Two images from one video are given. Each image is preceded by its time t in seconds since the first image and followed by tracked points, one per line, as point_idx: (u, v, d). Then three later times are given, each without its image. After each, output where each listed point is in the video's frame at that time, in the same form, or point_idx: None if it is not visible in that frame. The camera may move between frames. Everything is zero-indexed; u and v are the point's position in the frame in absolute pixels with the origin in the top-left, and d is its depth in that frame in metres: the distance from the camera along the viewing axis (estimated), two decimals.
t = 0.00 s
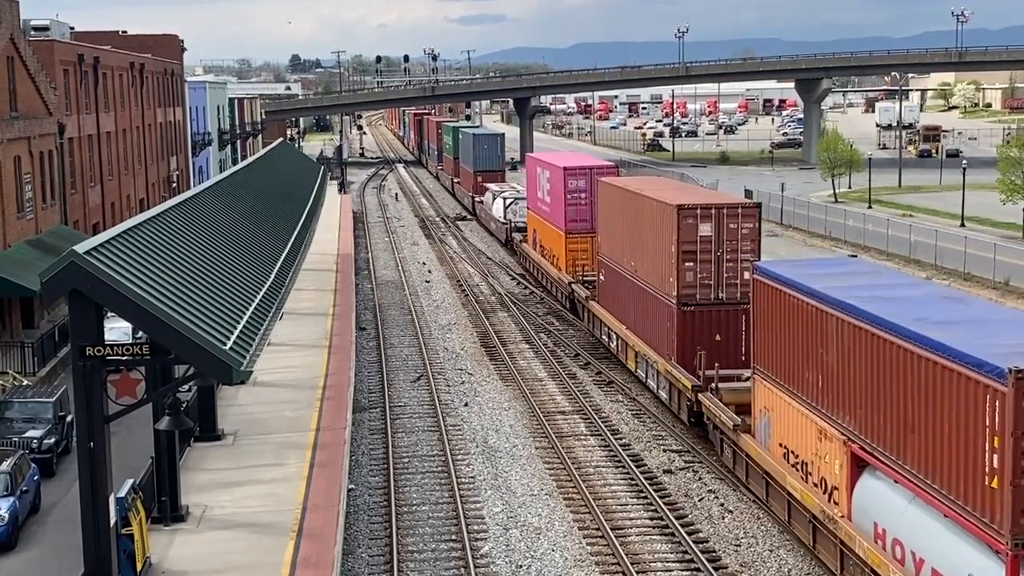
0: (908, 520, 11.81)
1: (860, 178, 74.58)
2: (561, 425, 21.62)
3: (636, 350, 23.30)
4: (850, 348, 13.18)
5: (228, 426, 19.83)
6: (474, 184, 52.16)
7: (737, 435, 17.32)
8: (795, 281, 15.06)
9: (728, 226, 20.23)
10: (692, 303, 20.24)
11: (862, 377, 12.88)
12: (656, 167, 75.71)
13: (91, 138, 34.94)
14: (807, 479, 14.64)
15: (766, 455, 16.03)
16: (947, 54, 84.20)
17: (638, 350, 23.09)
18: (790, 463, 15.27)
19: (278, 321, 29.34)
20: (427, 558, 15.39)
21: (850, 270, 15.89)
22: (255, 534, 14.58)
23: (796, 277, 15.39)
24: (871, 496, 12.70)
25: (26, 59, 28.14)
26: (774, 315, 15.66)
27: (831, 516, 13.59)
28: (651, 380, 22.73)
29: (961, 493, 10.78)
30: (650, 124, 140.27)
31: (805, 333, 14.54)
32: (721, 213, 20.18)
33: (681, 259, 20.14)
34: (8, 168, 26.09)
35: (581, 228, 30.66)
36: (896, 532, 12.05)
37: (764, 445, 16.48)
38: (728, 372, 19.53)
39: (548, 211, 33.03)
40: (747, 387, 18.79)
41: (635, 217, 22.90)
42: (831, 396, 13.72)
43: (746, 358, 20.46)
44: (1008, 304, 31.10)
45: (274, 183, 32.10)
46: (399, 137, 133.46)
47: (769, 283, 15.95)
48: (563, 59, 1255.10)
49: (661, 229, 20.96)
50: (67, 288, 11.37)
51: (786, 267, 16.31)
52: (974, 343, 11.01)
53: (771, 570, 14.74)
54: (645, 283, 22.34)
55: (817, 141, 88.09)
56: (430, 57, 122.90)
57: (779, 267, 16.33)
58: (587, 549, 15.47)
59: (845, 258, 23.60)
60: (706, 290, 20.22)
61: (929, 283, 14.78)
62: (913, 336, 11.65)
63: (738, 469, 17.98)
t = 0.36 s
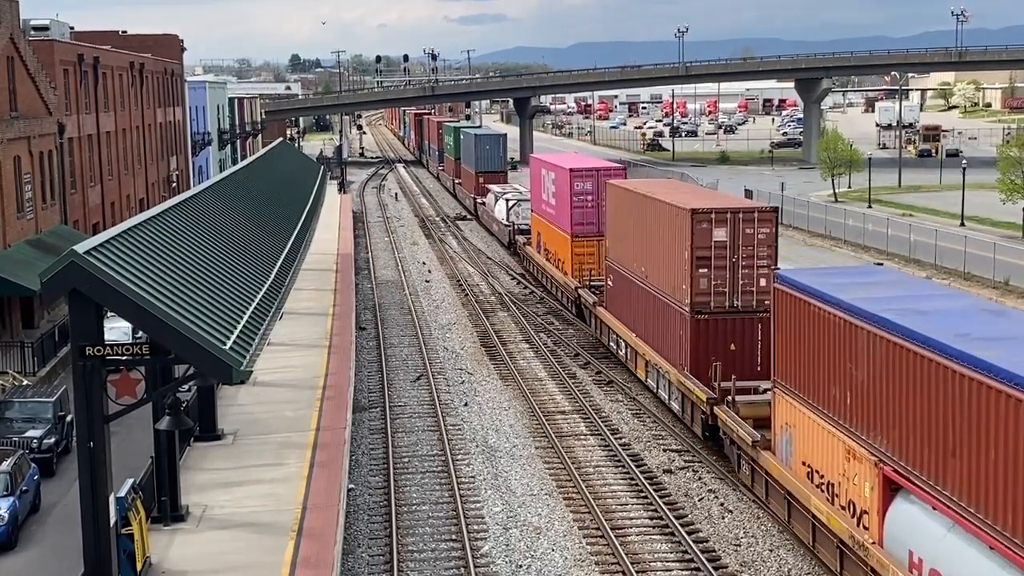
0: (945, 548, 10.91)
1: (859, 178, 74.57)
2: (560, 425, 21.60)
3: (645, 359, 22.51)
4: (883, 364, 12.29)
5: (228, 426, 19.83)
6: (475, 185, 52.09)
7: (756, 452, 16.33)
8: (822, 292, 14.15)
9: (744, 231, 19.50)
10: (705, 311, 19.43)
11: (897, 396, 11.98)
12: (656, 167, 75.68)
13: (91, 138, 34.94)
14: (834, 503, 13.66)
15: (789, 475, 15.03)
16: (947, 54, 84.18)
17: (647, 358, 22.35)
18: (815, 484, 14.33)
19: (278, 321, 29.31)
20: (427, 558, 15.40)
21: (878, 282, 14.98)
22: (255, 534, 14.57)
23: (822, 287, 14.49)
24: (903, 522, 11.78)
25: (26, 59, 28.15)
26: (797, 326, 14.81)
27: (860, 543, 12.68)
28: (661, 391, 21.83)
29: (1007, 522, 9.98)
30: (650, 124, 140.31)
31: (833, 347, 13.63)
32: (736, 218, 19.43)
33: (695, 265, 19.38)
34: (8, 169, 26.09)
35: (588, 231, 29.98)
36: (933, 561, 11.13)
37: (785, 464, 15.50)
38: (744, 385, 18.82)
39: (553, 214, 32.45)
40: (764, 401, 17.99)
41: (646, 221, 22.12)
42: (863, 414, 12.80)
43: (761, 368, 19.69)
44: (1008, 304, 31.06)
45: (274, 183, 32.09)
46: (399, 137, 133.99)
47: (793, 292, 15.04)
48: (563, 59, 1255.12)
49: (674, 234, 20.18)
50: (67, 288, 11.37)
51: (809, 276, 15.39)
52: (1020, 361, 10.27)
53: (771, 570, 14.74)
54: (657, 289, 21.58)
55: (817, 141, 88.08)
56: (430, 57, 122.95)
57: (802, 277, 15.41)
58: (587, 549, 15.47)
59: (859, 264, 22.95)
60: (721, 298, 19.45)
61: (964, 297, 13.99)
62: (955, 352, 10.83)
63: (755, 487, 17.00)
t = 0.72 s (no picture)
0: None
1: (859, 177, 74.50)
2: (560, 425, 21.57)
3: (655, 367, 21.73)
4: (917, 381, 11.41)
5: (228, 426, 19.81)
6: (477, 185, 51.95)
7: (776, 469, 15.35)
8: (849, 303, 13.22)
9: (760, 236, 18.82)
10: (719, 319, 18.70)
11: (933, 415, 11.12)
12: (656, 166, 75.63)
13: (91, 137, 34.94)
14: (862, 526, 12.74)
15: (812, 495, 14.10)
16: (947, 53, 84.13)
17: (657, 367, 21.58)
18: (841, 505, 13.39)
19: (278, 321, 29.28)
20: (427, 557, 15.40)
21: (908, 293, 14.04)
22: (256, 533, 14.56)
23: (847, 297, 13.63)
24: (937, 550, 10.89)
25: (26, 58, 28.15)
26: (820, 338, 13.92)
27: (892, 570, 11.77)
28: (672, 401, 20.94)
29: None
30: (650, 123, 140.35)
31: (861, 360, 12.72)
32: (752, 222, 18.72)
33: (709, 272, 18.62)
34: (8, 168, 26.08)
35: (593, 235, 29.12)
36: None
37: (808, 482, 14.55)
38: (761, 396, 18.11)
39: (558, 217, 31.61)
40: (784, 412, 17.08)
41: (656, 225, 21.37)
42: (895, 434, 11.90)
43: (778, 378, 19.04)
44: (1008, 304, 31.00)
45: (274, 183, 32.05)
46: (399, 136, 133.98)
47: (817, 302, 14.11)
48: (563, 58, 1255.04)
49: (687, 238, 19.43)
50: (67, 287, 11.37)
51: (835, 286, 14.45)
52: None
53: (771, 569, 14.73)
54: (668, 295, 20.83)
55: (817, 140, 88.01)
56: (430, 57, 122.86)
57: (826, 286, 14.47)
58: (587, 548, 15.48)
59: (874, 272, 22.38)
60: (736, 305, 18.73)
61: (1004, 309, 13.08)
62: (997, 370, 10.02)
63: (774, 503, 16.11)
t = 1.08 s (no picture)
0: None
1: (859, 177, 74.49)
2: (561, 425, 21.57)
3: (666, 377, 20.93)
4: (958, 402, 10.64)
5: (228, 426, 19.82)
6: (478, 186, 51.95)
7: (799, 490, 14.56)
8: (881, 316, 12.37)
9: (778, 243, 18.06)
10: (735, 329, 17.94)
11: (970, 437, 10.46)
12: (656, 166, 75.57)
13: (91, 137, 34.93)
14: (895, 555, 11.98)
15: (840, 519, 13.28)
16: (947, 53, 84.13)
17: (669, 379, 20.76)
18: (871, 531, 12.61)
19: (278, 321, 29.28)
20: (427, 558, 15.39)
21: (939, 306, 13.21)
22: (256, 533, 14.57)
23: (875, 309, 12.83)
24: None
25: (26, 58, 28.13)
26: (847, 353, 13.13)
27: None
28: (686, 414, 20.07)
29: None
30: (650, 122, 140.56)
31: (894, 377, 11.90)
32: (770, 228, 17.96)
33: (725, 280, 17.86)
34: (8, 168, 26.08)
35: (601, 239, 28.60)
36: None
37: (835, 505, 13.74)
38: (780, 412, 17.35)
39: (563, 220, 31.06)
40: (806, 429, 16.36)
41: (669, 230, 20.57)
42: (934, 459, 11.12)
43: (796, 392, 18.22)
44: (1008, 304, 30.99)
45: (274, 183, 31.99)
46: (399, 136, 134.01)
47: (846, 315, 13.25)
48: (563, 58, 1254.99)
49: (701, 244, 18.64)
50: (66, 287, 11.37)
51: (863, 298, 13.60)
52: None
53: (771, 570, 14.74)
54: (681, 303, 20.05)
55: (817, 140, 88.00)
56: (430, 57, 122.90)
57: (854, 297, 13.61)
58: (587, 548, 15.47)
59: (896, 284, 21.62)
60: (753, 315, 18.01)
61: None
62: None
63: (798, 526, 15.18)
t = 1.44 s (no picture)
0: None
1: (859, 177, 74.48)
2: (561, 425, 21.57)
3: (679, 389, 20.21)
4: (1003, 426, 9.92)
5: (228, 426, 19.82)
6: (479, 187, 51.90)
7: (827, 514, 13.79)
8: (918, 333, 11.49)
9: (798, 249, 17.37)
10: (753, 340, 17.26)
11: (1011, 461, 9.81)
12: (656, 166, 75.58)
13: (91, 137, 34.93)
14: None
15: (872, 546, 12.50)
16: (947, 53, 84.11)
17: (682, 390, 20.03)
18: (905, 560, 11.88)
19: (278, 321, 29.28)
20: (426, 557, 15.40)
21: (975, 319, 12.33)
22: (256, 533, 14.57)
23: (907, 322, 12.03)
24: None
25: (26, 58, 28.14)
26: (877, 369, 12.34)
27: None
28: (699, 428, 19.33)
29: None
30: (650, 122, 140.62)
31: (930, 396, 11.16)
32: (789, 234, 17.26)
33: (742, 289, 17.17)
34: (8, 168, 26.09)
35: (608, 244, 27.49)
36: None
37: (865, 531, 13.00)
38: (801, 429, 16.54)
39: (569, 224, 30.04)
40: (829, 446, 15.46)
41: (681, 236, 19.83)
42: (977, 485, 10.40)
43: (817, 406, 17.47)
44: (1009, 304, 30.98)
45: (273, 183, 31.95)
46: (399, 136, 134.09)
47: (877, 329, 12.36)
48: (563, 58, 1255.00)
49: (716, 252, 17.94)
50: (66, 287, 11.37)
51: (894, 311, 12.71)
52: None
53: (771, 570, 14.74)
54: (693, 312, 19.34)
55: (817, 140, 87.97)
56: (430, 57, 122.93)
57: (884, 311, 12.70)
58: (587, 548, 15.47)
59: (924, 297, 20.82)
60: (771, 326, 17.34)
61: None
62: None
63: (822, 552, 14.40)
